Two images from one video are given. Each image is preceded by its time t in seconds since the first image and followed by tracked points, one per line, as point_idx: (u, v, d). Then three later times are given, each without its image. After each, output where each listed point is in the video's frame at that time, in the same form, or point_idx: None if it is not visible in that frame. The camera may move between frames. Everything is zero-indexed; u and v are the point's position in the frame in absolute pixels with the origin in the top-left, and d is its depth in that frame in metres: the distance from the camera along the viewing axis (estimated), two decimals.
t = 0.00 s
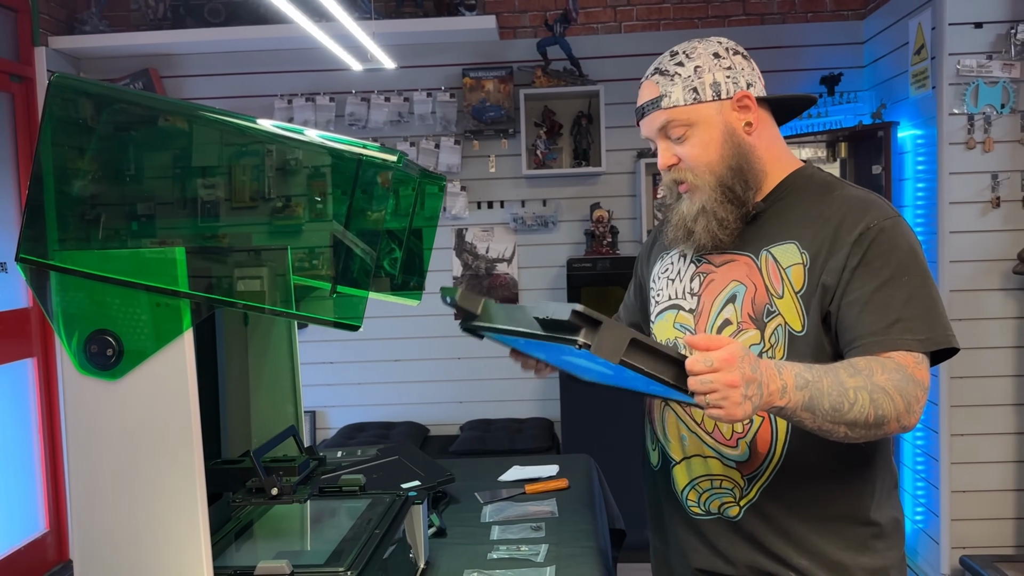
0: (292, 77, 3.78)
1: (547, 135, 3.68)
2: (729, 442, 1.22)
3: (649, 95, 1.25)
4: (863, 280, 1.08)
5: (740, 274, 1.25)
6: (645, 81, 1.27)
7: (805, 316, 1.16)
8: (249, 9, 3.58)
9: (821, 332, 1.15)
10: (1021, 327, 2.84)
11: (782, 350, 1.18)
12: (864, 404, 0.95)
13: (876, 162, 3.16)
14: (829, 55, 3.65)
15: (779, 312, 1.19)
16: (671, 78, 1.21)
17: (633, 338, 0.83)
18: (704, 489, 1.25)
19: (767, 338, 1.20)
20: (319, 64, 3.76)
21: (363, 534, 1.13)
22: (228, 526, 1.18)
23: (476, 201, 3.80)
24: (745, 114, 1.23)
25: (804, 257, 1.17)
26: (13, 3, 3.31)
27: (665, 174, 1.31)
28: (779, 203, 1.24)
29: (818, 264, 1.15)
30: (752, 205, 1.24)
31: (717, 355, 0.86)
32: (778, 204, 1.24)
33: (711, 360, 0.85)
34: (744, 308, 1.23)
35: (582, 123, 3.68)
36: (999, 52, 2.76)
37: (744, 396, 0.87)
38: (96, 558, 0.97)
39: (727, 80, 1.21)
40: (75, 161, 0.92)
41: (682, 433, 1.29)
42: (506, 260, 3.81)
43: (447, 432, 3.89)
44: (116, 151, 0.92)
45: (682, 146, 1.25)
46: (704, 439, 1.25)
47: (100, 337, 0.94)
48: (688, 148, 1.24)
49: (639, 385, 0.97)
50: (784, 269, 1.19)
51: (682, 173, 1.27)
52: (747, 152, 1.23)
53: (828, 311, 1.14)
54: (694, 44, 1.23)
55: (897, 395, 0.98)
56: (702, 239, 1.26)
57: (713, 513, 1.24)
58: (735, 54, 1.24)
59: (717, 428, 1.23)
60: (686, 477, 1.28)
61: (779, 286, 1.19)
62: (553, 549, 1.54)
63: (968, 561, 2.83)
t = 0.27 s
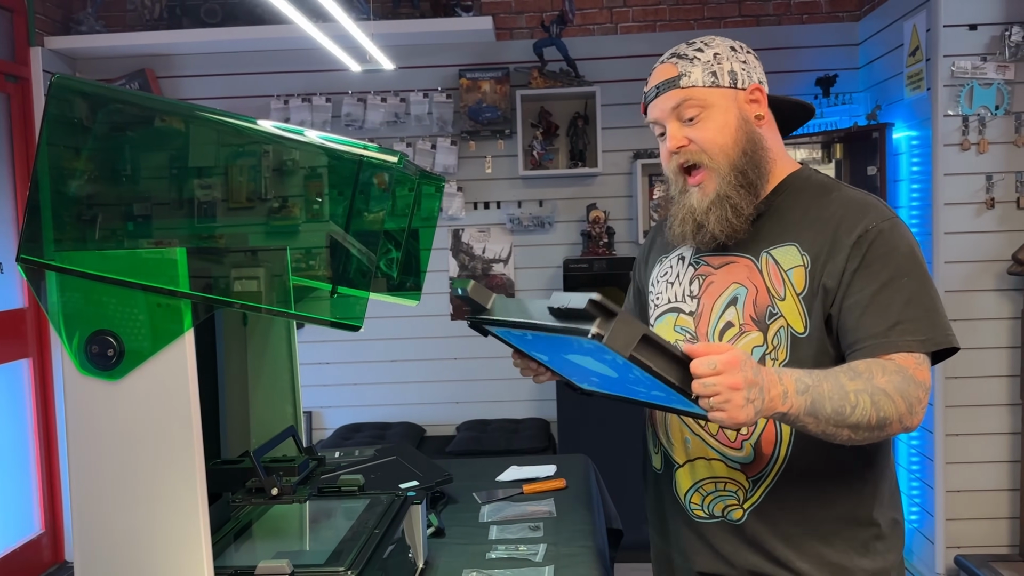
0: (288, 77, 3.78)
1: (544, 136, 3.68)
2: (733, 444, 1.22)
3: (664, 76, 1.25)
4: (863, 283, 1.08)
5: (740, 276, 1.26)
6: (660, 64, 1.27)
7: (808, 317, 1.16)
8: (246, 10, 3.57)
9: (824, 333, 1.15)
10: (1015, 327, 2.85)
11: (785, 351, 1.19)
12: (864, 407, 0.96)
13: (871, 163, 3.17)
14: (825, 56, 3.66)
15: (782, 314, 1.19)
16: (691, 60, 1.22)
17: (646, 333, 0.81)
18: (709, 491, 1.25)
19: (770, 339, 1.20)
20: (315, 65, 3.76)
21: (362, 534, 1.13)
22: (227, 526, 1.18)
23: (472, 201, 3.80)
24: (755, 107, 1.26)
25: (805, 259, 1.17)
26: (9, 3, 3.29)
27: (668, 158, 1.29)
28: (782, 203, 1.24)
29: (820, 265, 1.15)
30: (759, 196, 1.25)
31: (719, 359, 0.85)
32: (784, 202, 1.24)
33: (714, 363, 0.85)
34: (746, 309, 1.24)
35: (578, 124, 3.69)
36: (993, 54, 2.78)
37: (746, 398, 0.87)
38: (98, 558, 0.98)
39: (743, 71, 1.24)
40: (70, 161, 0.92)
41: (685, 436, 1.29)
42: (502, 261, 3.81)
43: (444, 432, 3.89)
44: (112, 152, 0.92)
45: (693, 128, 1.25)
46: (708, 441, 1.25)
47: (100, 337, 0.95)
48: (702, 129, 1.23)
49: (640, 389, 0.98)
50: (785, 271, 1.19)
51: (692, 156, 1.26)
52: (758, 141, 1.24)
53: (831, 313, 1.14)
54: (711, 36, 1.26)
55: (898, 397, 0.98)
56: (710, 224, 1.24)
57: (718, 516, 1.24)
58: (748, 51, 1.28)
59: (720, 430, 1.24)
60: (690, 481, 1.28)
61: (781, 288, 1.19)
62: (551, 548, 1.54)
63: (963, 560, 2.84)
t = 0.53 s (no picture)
0: (284, 77, 3.77)
1: (540, 136, 3.68)
2: (738, 442, 1.22)
3: (663, 77, 1.25)
4: (866, 278, 1.09)
5: (742, 274, 1.26)
6: (658, 65, 1.27)
7: (811, 314, 1.16)
8: (242, 9, 3.57)
9: (826, 330, 1.16)
10: (1011, 327, 2.86)
11: (788, 349, 1.19)
12: (870, 401, 0.96)
13: (867, 164, 3.18)
14: (821, 57, 3.67)
15: (784, 311, 1.19)
16: (689, 61, 1.22)
17: (647, 335, 0.83)
18: (714, 490, 1.25)
19: (773, 337, 1.21)
20: (311, 65, 3.75)
21: (362, 534, 1.13)
22: (227, 525, 1.18)
23: (469, 201, 3.80)
24: (754, 105, 1.27)
25: (806, 256, 1.17)
26: (4, 2, 3.28)
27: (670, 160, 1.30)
28: (779, 202, 1.25)
29: (821, 262, 1.15)
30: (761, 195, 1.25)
31: (722, 356, 0.86)
32: (781, 201, 1.24)
33: (717, 361, 0.85)
34: (749, 307, 1.24)
35: (575, 125, 3.69)
36: (988, 55, 2.79)
37: (752, 396, 0.87)
38: (99, 556, 0.97)
39: (741, 69, 1.24)
40: (66, 160, 0.91)
41: (690, 434, 1.30)
42: (498, 261, 3.81)
43: (440, 432, 3.89)
44: (108, 151, 0.92)
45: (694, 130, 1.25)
46: (712, 440, 1.26)
47: (101, 337, 0.95)
48: (702, 131, 1.24)
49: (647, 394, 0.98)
50: (787, 268, 1.20)
51: (692, 158, 1.27)
52: (758, 140, 1.25)
53: (832, 309, 1.15)
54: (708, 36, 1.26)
55: (903, 390, 0.98)
56: (712, 226, 1.24)
57: (723, 514, 1.25)
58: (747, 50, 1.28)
59: (725, 428, 1.24)
60: (695, 480, 1.28)
61: (784, 284, 1.20)
62: (551, 547, 1.55)
63: (959, 559, 2.85)
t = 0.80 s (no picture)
0: (280, 77, 3.76)
1: (537, 137, 3.68)
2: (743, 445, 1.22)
3: (658, 76, 1.27)
4: (868, 278, 1.09)
5: (743, 275, 1.26)
6: (657, 63, 1.29)
7: (813, 315, 1.16)
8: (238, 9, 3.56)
9: (828, 330, 1.16)
10: (1007, 327, 2.87)
11: (791, 350, 1.19)
12: (876, 406, 0.97)
13: (863, 164, 3.19)
14: (817, 57, 3.68)
15: (785, 313, 1.20)
16: (684, 61, 1.24)
17: (645, 395, 0.93)
18: (721, 492, 1.25)
19: (775, 338, 1.20)
20: (308, 64, 3.75)
21: (364, 534, 1.13)
22: (228, 526, 1.18)
23: (466, 202, 3.80)
24: (749, 109, 1.26)
25: (806, 256, 1.18)
26: None
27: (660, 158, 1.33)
28: (774, 204, 1.25)
29: (821, 262, 1.16)
30: (744, 201, 1.26)
31: (711, 398, 0.89)
32: (777, 204, 1.24)
33: (707, 404, 0.88)
34: (751, 309, 1.24)
35: (572, 125, 3.69)
36: (984, 56, 2.80)
37: (751, 425, 0.89)
38: (100, 557, 0.97)
39: (738, 72, 1.24)
40: (62, 158, 0.91)
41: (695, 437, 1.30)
42: (495, 261, 3.81)
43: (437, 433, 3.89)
44: (104, 150, 0.91)
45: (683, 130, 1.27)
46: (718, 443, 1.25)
47: (104, 335, 0.94)
48: (689, 133, 1.26)
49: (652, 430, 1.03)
50: (787, 269, 1.20)
51: (678, 159, 1.29)
52: (747, 145, 1.25)
53: (835, 310, 1.15)
54: (710, 35, 1.26)
55: (908, 393, 0.99)
56: (690, 227, 1.27)
57: (730, 516, 1.25)
58: (749, 51, 1.27)
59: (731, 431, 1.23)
60: (702, 482, 1.28)
61: (784, 286, 1.20)
62: (552, 547, 1.55)
63: (955, 558, 2.86)
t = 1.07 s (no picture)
0: (277, 76, 3.75)
1: (535, 136, 3.68)
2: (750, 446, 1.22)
3: (661, 76, 1.26)
4: (870, 278, 1.09)
5: (746, 276, 1.26)
6: (660, 63, 1.28)
7: (815, 315, 1.17)
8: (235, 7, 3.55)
9: (832, 330, 1.16)
10: (1004, 327, 2.88)
11: (795, 350, 1.19)
12: (879, 413, 0.97)
13: (860, 165, 3.20)
14: (814, 58, 3.68)
15: (789, 313, 1.20)
16: (687, 62, 1.23)
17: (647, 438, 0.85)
18: (730, 494, 1.25)
19: (779, 339, 1.21)
20: (305, 64, 3.74)
21: (368, 535, 1.12)
22: (232, 525, 1.16)
23: (463, 202, 3.79)
24: (751, 111, 1.25)
25: (809, 256, 1.18)
26: None
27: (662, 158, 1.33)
28: (777, 204, 1.26)
29: (825, 262, 1.16)
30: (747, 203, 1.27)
31: (715, 427, 0.87)
32: (779, 206, 1.25)
33: (712, 433, 0.86)
34: (754, 310, 1.24)
35: (570, 125, 3.69)
36: (982, 57, 2.81)
37: (758, 447, 0.88)
38: (104, 559, 0.97)
39: (741, 74, 1.23)
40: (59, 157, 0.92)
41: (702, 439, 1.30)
42: (492, 261, 3.81)
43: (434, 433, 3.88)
44: (101, 148, 0.92)
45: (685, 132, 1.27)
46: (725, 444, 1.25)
47: (107, 335, 0.94)
48: (691, 134, 1.26)
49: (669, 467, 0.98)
50: (790, 269, 1.20)
51: (680, 160, 1.29)
52: (748, 147, 1.25)
53: (837, 310, 1.15)
54: (714, 35, 1.25)
55: (910, 397, 0.99)
56: (693, 228, 1.28)
57: (740, 518, 1.25)
58: (752, 51, 1.26)
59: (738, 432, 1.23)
60: (712, 484, 1.28)
61: (787, 287, 1.20)
62: (555, 547, 1.55)
63: (952, 558, 2.87)
